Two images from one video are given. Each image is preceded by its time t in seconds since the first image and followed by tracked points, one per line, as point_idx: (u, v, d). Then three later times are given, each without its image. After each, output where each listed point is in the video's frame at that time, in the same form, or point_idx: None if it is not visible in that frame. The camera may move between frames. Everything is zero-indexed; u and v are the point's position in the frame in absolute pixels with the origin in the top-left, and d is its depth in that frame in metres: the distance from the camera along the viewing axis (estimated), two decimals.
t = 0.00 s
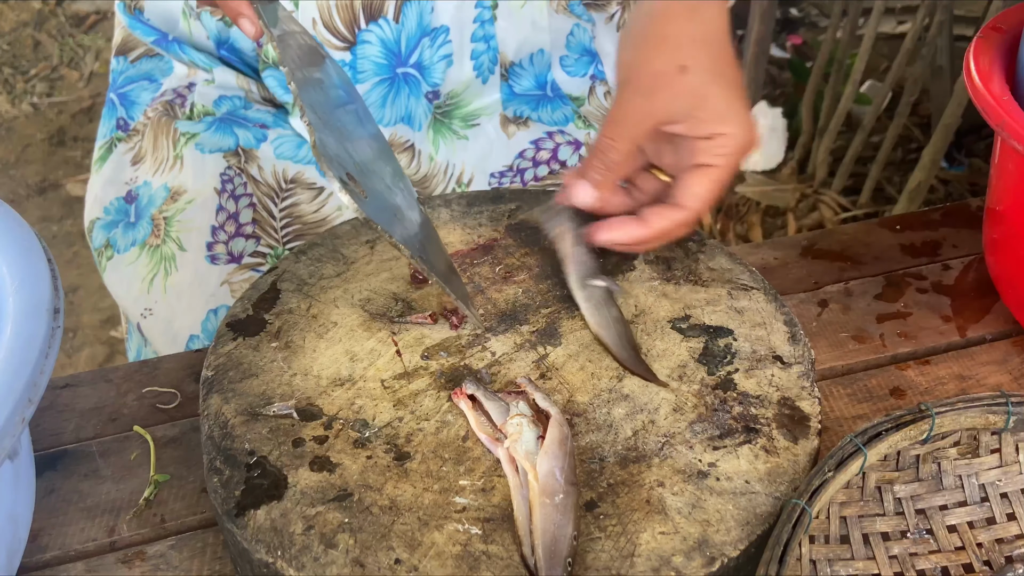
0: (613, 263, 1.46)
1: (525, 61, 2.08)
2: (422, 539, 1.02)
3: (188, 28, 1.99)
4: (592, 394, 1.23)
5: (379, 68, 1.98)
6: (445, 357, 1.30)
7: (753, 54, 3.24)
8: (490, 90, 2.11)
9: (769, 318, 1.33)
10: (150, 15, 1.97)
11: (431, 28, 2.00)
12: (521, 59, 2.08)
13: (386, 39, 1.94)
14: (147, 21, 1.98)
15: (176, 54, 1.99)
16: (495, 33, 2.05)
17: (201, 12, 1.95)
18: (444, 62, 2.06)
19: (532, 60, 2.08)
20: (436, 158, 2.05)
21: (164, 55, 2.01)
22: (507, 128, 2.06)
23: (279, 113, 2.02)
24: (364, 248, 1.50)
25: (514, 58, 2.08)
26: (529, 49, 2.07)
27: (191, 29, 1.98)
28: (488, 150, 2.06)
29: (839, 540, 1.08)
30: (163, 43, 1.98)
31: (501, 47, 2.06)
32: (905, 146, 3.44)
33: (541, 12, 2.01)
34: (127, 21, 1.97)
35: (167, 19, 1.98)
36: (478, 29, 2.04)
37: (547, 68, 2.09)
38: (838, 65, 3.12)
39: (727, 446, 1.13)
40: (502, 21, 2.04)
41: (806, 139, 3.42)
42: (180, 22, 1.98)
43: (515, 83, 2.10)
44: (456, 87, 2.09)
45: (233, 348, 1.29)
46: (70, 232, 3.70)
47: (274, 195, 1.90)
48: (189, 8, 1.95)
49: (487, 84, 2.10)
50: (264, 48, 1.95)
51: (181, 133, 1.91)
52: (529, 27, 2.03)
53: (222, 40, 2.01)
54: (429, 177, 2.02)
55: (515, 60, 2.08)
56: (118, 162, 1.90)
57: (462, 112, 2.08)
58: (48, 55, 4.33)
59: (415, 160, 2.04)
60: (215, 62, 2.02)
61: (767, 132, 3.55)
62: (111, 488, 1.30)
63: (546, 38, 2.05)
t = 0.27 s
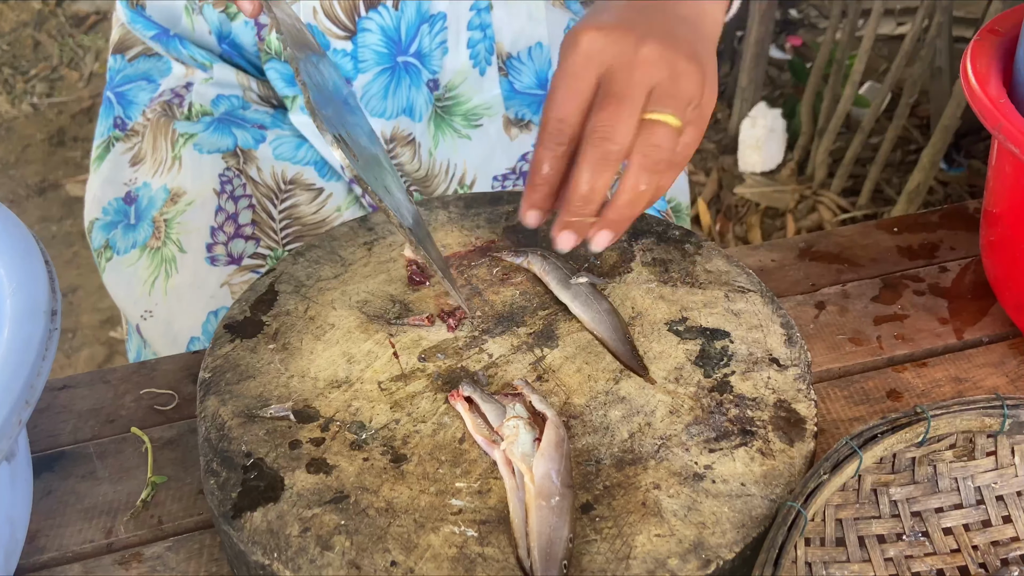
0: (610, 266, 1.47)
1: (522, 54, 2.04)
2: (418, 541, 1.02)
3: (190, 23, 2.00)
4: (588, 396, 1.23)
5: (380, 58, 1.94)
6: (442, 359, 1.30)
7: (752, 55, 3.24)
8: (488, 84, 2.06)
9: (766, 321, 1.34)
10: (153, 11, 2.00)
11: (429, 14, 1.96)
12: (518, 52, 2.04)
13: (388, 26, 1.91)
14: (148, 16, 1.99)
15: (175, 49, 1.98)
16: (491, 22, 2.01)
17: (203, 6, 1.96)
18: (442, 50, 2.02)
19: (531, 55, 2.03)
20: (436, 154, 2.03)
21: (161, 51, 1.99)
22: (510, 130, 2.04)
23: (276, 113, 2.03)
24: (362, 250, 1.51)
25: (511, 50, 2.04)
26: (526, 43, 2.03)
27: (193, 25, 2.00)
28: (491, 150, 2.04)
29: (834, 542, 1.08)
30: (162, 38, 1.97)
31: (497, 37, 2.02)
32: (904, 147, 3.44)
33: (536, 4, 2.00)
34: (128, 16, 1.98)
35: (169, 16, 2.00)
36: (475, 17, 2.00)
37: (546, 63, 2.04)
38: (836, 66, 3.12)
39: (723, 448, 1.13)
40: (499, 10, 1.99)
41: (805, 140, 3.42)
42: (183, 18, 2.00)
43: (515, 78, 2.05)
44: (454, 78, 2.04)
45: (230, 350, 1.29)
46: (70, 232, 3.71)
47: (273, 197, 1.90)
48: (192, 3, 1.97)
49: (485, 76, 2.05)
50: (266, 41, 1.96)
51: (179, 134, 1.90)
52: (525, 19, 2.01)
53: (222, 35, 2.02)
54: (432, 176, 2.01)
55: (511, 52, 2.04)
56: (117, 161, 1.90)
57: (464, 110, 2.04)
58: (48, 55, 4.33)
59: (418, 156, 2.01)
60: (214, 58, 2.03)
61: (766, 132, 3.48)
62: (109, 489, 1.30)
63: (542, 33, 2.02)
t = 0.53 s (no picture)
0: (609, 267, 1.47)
1: (519, 53, 2.03)
2: (417, 542, 1.02)
3: (192, 20, 2.01)
4: (587, 397, 1.23)
5: (375, 54, 1.93)
6: (441, 360, 1.30)
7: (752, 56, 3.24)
8: (484, 83, 2.04)
9: (765, 322, 1.34)
10: (155, 9, 2.01)
11: (424, 10, 1.95)
12: (514, 51, 2.03)
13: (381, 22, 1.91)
14: (151, 12, 2.00)
15: (174, 45, 1.98)
16: (487, 20, 2.00)
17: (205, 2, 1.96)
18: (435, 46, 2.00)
19: (527, 55, 2.04)
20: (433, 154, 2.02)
21: (161, 48, 2.00)
22: (507, 132, 2.05)
23: (273, 112, 2.02)
24: (361, 251, 1.51)
25: (507, 49, 2.03)
26: (523, 42, 2.03)
27: (194, 22, 2.00)
28: (490, 154, 2.05)
29: (833, 543, 1.09)
30: (162, 34, 1.97)
31: (493, 35, 2.01)
32: (904, 148, 3.44)
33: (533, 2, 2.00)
34: (130, 10, 1.97)
35: (172, 13, 2.01)
36: (470, 15, 1.99)
37: (544, 64, 2.05)
38: (836, 67, 3.13)
39: (722, 449, 1.13)
40: (494, 9, 2.00)
41: (805, 141, 3.42)
42: (185, 14, 2.00)
43: (513, 79, 2.06)
44: (450, 76, 2.02)
45: (230, 351, 1.30)
46: (70, 233, 3.71)
47: (269, 196, 1.90)
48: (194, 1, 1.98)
49: (481, 75, 2.03)
50: (263, 37, 1.94)
51: (176, 133, 1.90)
52: (522, 17, 2.01)
53: (223, 31, 2.00)
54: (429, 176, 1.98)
55: (508, 51, 2.03)
56: (116, 161, 1.91)
57: (460, 110, 2.03)
58: (48, 56, 4.33)
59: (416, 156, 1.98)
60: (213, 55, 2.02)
61: (766, 134, 3.50)
62: (108, 490, 1.30)
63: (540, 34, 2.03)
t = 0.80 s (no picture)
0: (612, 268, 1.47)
1: (523, 55, 2.04)
2: (418, 543, 1.02)
3: (194, 23, 1.99)
4: (588, 398, 1.23)
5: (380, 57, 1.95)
6: (442, 362, 1.30)
7: (753, 58, 3.24)
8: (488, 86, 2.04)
9: (765, 323, 1.34)
10: (156, 11, 2.00)
11: (431, 14, 1.98)
12: (519, 54, 2.04)
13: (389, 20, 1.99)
14: (153, 15, 2.00)
15: (177, 49, 1.99)
16: (493, 23, 2.01)
17: (207, 5, 1.95)
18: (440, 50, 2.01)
19: (532, 57, 2.05)
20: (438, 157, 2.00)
21: (163, 51, 2.01)
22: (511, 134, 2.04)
23: (278, 115, 2.03)
24: (362, 253, 1.51)
25: (512, 52, 2.04)
26: (527, 44, 2.03)
27: (196, 25, 1.99)
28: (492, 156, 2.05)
29: (834, 545, 1.09)
30: (164, 38, 1.98)
31: (498, 39, 2.02)
32: (904, 150, 3.45)
33: (538, 4, 2.00)
34: (132, 14, 1.99)
35: (172, 15, 1.99)
36: (475, 19, 2.00)
37: (547, 66, 2.06)
38: (836, 69, 3.13)
39: (723, 450, 1.13)
40: (499, 12, 2.00)
41: (805, 143, 3.42)
42: (186, 17, 1.99)
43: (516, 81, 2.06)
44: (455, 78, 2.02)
45: (231, 352, 1.30)
46: (70, 234, 3.71)
47: (274, 198, 1.90)
48: (196, 3, 1.97)
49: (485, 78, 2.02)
50: (268, 39, 1.93)
51: (181, 135, 1.91)
52: (526, 20, 2.01)
53: (227, 34, 1.99)
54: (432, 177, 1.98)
55: (512, 54, 2.05)
56: (118, 162, 1.91)
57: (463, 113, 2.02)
58: (48, 58, 4.34)
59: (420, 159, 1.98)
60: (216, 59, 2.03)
61: (766, 135, 3.48)
62: (109, 491, 1.30)
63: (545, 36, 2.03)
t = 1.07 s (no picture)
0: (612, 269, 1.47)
1: (526, 65, 2.04)
2: (419, 545, 1.02)
3: (193, 25, 1.98)
4: (590, 400, 1.23)
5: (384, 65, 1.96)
6: (444, 363, 1.30)
7: (753, 58, 3.24)
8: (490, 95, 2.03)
9: (767, 324, 1.34)
10: (156, 12, 2.00)
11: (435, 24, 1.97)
12: (522, 64, 2.04)
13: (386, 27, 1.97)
14: (152, 17, 2.00)
15: (177, 52, 1.99)
16: (498, 35, 2.02)
17: (207, 7, 1.94)
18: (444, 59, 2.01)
19: (534, 67, 2.05)
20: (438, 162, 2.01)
21: (163, 52, 2.01)
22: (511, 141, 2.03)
23: (278, 117, 2.03)
24: (363, 254, 1.51)
25: (515, 62, 2.04)
26: (530, 54, 2.04)
27: (196, 27, 1.98)
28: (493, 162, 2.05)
29: (836, 546, 1.08)
30: (164, 41, 1.98)
31: (504, 49, 2.03)
32: (905, 150, 3.44)
33: (543, 15, 1.99)
34: (132, 16, 1.98)
35: (172, 18, 1.99)
36: (481, 30, 2.01)
37: (548, 75, 2.06)
38: (837, 70, 3.13)
39: (725, 452, 1.13)
40: (505, 23, 2.00)
41: (806, 144, 3.42)
42: (186, 19, 1.98)
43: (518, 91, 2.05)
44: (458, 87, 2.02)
45: (232, 353, 1.30)
46: (70, 236, 3.72)
47: (273, 199, 1.90)
48: (196, 5, 1.95)
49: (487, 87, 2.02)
50: (268, 43, 1.95)
51: (181, 137, 1.91)
52: (531, 31, 2.01)
53: (227, 36, 1.98)
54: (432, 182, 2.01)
55: (516, 64, 2.05)
56: (120, 164, 1.90)
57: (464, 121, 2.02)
58: (49, 59, 4.34)
59: (419, 163, 2.02)
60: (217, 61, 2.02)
61: (766, 136, 3.49)
62: (110, 493, 1.30)
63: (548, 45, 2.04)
